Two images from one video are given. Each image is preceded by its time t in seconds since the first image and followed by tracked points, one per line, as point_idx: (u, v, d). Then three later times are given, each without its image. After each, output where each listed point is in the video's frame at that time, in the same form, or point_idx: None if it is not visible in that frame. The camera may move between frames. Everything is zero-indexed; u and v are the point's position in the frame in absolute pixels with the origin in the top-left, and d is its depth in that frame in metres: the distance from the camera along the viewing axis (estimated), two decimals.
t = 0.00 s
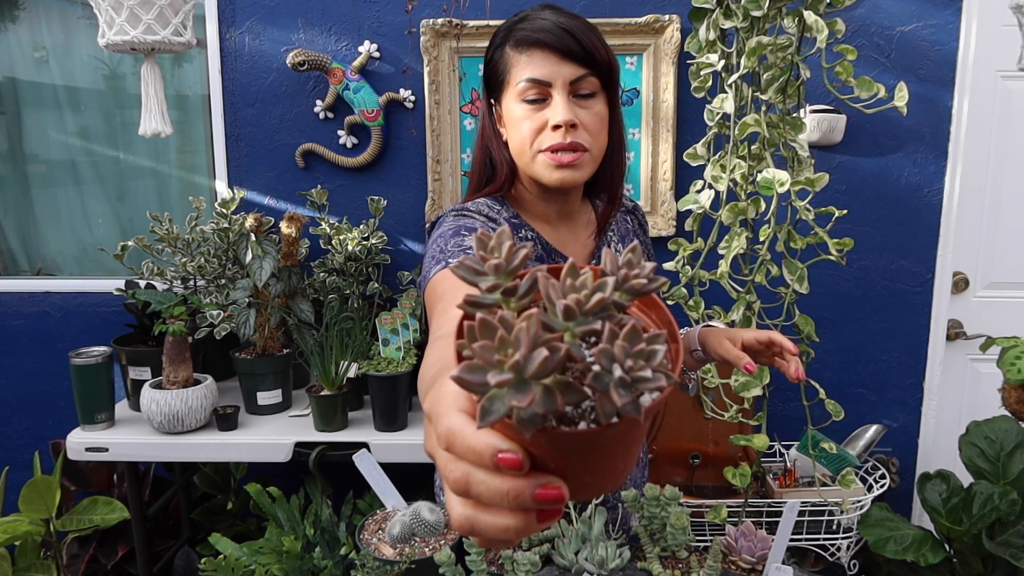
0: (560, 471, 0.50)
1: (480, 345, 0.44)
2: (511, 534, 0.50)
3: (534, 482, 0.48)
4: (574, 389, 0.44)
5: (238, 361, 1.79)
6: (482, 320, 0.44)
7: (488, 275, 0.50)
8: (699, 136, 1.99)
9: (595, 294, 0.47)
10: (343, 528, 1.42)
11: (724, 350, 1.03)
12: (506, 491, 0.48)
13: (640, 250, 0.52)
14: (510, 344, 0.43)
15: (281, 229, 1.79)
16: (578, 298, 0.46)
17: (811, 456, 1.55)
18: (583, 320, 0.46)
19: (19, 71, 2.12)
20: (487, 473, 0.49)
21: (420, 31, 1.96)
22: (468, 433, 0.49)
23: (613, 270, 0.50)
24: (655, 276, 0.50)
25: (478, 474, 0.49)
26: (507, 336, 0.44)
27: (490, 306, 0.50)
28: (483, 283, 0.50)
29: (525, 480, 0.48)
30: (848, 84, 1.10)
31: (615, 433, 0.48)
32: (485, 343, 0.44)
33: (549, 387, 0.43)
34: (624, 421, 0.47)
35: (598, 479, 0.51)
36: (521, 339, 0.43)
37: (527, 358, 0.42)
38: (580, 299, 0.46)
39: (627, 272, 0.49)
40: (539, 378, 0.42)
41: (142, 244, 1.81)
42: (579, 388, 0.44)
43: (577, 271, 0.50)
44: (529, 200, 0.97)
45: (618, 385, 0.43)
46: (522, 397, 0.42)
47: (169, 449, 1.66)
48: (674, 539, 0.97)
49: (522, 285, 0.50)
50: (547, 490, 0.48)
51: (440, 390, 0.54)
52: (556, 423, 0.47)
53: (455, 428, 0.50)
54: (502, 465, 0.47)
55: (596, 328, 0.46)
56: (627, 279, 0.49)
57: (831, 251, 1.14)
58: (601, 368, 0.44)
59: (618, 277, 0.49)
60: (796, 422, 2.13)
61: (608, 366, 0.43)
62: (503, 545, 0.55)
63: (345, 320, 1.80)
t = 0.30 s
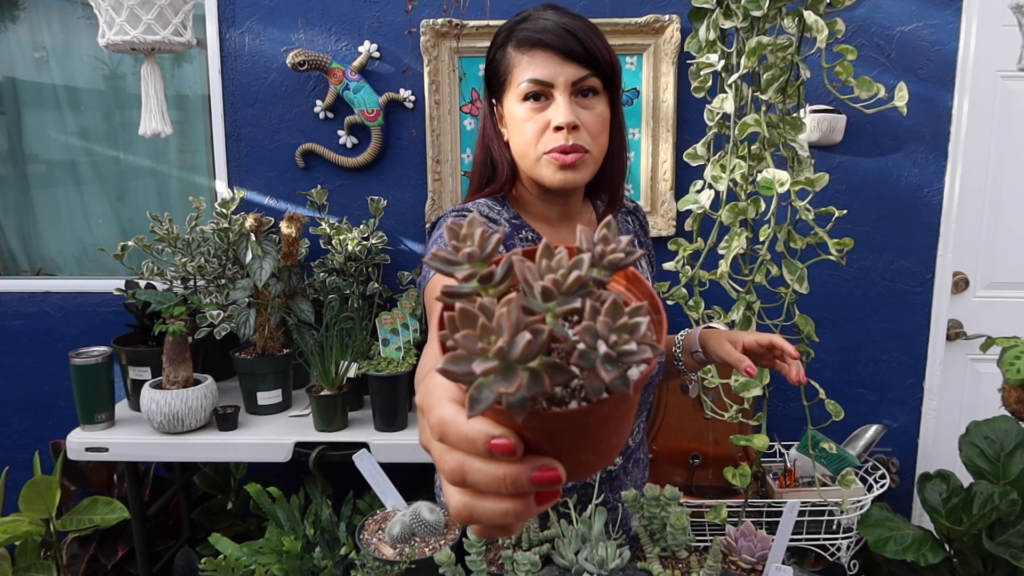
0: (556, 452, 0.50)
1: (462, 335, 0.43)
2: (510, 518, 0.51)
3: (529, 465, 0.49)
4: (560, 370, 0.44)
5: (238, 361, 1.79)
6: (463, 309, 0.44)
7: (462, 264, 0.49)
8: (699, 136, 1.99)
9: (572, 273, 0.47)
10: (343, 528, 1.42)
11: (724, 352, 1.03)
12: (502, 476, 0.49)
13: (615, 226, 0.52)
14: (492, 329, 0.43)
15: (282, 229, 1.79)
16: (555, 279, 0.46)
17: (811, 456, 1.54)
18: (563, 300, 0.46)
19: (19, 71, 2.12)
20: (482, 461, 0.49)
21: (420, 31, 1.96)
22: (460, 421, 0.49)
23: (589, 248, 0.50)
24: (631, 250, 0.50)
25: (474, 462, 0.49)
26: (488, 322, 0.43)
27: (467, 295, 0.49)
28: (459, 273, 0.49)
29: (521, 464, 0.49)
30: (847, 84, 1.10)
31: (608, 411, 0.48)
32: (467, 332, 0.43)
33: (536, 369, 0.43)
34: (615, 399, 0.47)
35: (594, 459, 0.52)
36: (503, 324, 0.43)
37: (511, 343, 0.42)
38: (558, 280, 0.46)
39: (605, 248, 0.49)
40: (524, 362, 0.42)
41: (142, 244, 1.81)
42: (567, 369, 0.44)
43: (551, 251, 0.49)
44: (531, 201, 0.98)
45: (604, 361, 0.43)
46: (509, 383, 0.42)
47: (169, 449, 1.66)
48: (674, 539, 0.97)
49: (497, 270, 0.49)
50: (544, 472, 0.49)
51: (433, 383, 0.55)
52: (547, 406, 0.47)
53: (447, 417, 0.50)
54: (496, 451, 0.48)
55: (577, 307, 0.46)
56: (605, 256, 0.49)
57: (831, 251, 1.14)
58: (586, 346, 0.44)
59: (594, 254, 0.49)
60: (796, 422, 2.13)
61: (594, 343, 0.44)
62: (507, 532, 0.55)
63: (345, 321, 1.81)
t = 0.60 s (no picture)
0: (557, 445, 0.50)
1: (464, 346, 0.43)
2: (515, 514, 0.51)
3: (532, 459, 0.49)
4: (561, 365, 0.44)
5: (238, 361, 1.79)
6: (459, 320, 0.44)
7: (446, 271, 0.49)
8: (699, 136, 1.99)
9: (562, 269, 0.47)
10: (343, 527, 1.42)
11: (724, 353, 1.03)
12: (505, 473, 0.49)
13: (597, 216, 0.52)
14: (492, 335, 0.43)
15: (282, 229, 1.79)
16: (546, 279, 0.46)
17: (811, 456, 1.55)
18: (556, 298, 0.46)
19: (19, 71, 2.12)
20: (484, 460, 0.49)
21: (420, 31, 1.96)
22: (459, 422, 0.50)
23: (574, 241, 0.50)
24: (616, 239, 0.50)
25: (476, 463, 0.50)
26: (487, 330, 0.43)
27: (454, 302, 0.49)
28: (446, 280, 0.48)
29: (523, 459, 0.49)
30: (848, 83, 1.10)
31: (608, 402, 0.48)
32: (469, 343, 0.43)
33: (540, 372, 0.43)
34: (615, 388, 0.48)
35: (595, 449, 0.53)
36: (503, 330, 0.42)
37: (514, 350, 0.42)
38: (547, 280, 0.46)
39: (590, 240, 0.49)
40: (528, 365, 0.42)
41: (142, 244, 1.81)
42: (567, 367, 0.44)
43: (538, 250, 0.49)
44: (532, 202, 0.98)
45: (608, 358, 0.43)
46: (516, 390, 0.42)
47: (168, 449, 1.66)
48: (674, 540, 0.97)
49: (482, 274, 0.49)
50: (547, 465, 0.49)
51: (428, 388, 0.56)
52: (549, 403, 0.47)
53: (446, 420, 0.51)
54: (497, 449, 0.48)
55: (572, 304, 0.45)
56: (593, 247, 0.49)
57: (831, 251, 1.14)
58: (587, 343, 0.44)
59: (580, 247, 0.49)
60: (796, 422, 2.13)
61: (595, 339, 0.44)
62: (509, 533, 0.56)
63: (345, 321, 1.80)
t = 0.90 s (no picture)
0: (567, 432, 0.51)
1: (474, 360, 0.42)
2: (541, 508, 0.51)
3: (548, 451, 0.50)
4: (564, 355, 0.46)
5: (238, 362, 1.79)
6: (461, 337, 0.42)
7: (419, 289, 0.48)
8: (699, 136, 1.99)
9: (537, 262, 0.47)
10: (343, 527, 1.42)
11: (724, 354, 1.03)
12: (525, 471, 0.49)
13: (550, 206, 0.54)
14: (501, 340, 0.42)
15: (281, 229, 1.79)
16: (526, 276, 0.46)
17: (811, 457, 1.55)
18: (542, 288, 0.46)
19: (19, 71, 2.12)
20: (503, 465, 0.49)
21: (420, 31, 1.96)
22: (468, 434, 0.49)
23: (540, 235, 0.52)
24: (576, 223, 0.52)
25: (495, 470, 0.49)
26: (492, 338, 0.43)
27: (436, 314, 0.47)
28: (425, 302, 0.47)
29: (539, 455, 0.49)
30: (847, 83, 1.10)
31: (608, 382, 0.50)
32: (478, 356, 0.42)
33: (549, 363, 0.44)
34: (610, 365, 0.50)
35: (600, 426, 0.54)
36: (509, 335, 0.42)
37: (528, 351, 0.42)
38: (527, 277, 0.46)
39: (554, 228, 0.51)
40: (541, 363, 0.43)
41: (142, 244, 1.81)
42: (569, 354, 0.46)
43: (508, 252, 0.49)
44: (532, 202, 0.98)
45: (610, 336, 0.45)
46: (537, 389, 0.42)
47: (168, 449, 1.66)
48: (674, 540, 0.97)
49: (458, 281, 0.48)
50: (563, 453, 0.50)
51: (427, 410, 0.54)
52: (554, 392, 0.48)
53: (455, 435, 0.50)
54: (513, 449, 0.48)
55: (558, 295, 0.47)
56: (562, 234, 0.51)
57: (831, 251, 1.14)
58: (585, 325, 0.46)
59: (548, 238, 0.51)
60: (796, 422, 2.13)
61: (596, 321, 0.46)
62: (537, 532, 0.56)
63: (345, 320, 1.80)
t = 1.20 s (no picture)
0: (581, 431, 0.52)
1: (508, 399, 0.43)
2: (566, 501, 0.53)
3: (567, 453, 0.50)
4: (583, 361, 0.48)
5: (238, 362, 1.79)
6: (488, 381, 0.43)
7: (418, 337, 0.47)
8: (699, 136, 1.99)
9: (528, 286, 0.48)
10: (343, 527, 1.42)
11: (723, 354, 1.03)
12: (544, 475, 0.51)
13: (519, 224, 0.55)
14: (526, 371, 0.44)
15: (282, 229, 1.79)
16: (524, 303, 0.47)
17: (811, 457, 1.54)
18: (543, 309, 0.47)
19: (19, 71, 2.12)
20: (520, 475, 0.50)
21: (420, 31, 1.96)
22: (479, 451, 0.50)
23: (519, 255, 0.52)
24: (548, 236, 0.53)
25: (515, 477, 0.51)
26: (516, 372, 0.44)
27: (441, 357, 0.46)
28: (413, 348, 0.47)
29: (557, 460, 0.50)
30: (848, 84, 1.10)
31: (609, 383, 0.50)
32: (509, 394, 0.43)
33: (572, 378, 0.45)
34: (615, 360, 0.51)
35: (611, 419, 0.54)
36: (533, 365, 0.44)
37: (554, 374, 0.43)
38: (525, 303, 0.47)
39: (532, 244, 0.53)
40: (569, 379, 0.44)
41: (142, 244, 1.81)
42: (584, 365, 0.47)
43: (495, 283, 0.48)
44: (529, 203, 0.98)
45: (619, 336, 0.47)
46: (574, 407, 0.44)
47: (169, 449, 1.66)
48: (674, 539, 0.97)
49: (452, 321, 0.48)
50: (581, 455, 0.50)
51: (434, 432, 0.55)
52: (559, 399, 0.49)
53: (467, 453, 0.51)
54: (523, 465, 0.48)
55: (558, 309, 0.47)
56: (540, 247, 0.53)
57: (831, 251, 1.14)
58: (594, 330, 0.47)
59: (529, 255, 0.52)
60: (797, 422, 2.13)
61: (605, 326, 0.47)
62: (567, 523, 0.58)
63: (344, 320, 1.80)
